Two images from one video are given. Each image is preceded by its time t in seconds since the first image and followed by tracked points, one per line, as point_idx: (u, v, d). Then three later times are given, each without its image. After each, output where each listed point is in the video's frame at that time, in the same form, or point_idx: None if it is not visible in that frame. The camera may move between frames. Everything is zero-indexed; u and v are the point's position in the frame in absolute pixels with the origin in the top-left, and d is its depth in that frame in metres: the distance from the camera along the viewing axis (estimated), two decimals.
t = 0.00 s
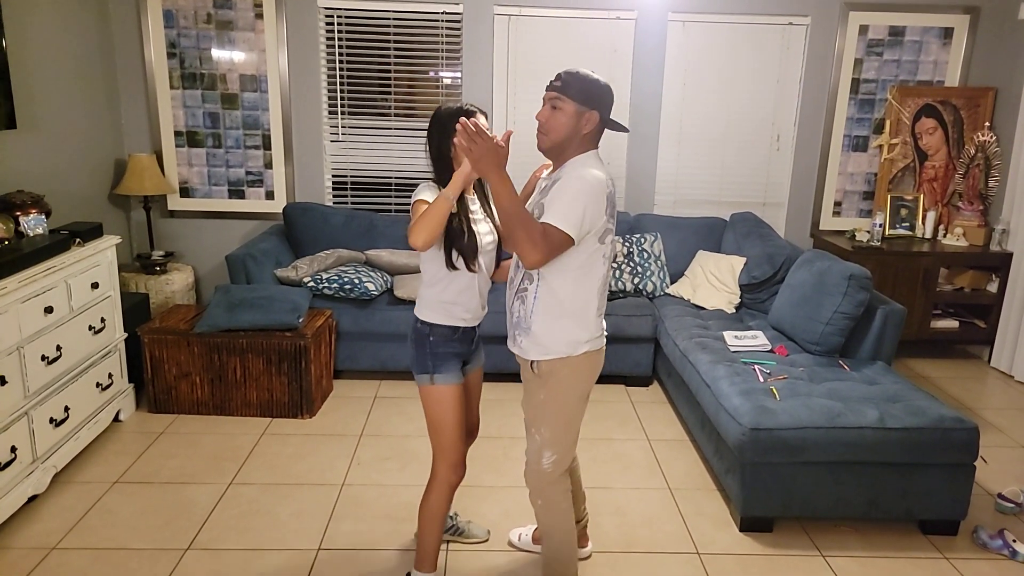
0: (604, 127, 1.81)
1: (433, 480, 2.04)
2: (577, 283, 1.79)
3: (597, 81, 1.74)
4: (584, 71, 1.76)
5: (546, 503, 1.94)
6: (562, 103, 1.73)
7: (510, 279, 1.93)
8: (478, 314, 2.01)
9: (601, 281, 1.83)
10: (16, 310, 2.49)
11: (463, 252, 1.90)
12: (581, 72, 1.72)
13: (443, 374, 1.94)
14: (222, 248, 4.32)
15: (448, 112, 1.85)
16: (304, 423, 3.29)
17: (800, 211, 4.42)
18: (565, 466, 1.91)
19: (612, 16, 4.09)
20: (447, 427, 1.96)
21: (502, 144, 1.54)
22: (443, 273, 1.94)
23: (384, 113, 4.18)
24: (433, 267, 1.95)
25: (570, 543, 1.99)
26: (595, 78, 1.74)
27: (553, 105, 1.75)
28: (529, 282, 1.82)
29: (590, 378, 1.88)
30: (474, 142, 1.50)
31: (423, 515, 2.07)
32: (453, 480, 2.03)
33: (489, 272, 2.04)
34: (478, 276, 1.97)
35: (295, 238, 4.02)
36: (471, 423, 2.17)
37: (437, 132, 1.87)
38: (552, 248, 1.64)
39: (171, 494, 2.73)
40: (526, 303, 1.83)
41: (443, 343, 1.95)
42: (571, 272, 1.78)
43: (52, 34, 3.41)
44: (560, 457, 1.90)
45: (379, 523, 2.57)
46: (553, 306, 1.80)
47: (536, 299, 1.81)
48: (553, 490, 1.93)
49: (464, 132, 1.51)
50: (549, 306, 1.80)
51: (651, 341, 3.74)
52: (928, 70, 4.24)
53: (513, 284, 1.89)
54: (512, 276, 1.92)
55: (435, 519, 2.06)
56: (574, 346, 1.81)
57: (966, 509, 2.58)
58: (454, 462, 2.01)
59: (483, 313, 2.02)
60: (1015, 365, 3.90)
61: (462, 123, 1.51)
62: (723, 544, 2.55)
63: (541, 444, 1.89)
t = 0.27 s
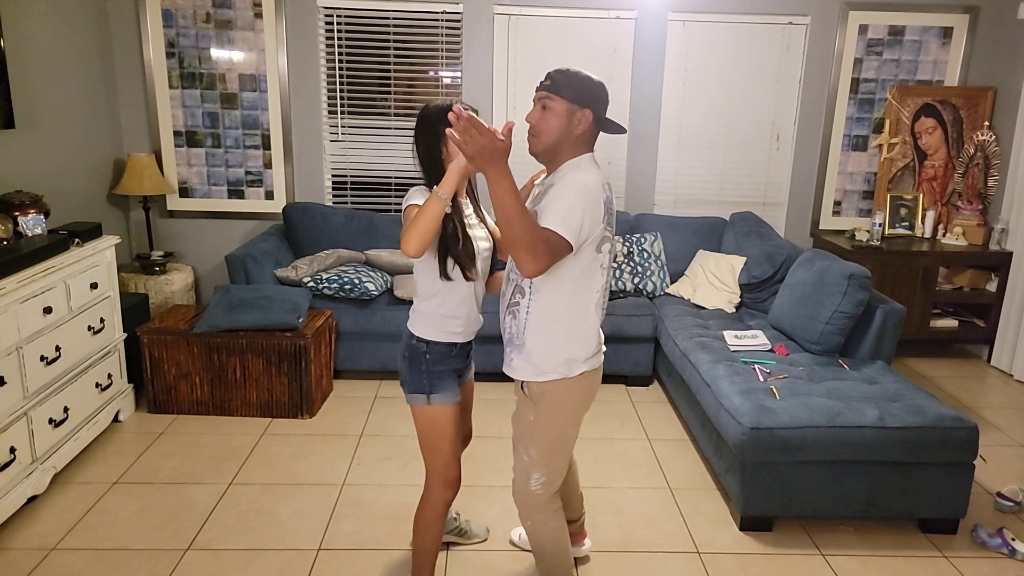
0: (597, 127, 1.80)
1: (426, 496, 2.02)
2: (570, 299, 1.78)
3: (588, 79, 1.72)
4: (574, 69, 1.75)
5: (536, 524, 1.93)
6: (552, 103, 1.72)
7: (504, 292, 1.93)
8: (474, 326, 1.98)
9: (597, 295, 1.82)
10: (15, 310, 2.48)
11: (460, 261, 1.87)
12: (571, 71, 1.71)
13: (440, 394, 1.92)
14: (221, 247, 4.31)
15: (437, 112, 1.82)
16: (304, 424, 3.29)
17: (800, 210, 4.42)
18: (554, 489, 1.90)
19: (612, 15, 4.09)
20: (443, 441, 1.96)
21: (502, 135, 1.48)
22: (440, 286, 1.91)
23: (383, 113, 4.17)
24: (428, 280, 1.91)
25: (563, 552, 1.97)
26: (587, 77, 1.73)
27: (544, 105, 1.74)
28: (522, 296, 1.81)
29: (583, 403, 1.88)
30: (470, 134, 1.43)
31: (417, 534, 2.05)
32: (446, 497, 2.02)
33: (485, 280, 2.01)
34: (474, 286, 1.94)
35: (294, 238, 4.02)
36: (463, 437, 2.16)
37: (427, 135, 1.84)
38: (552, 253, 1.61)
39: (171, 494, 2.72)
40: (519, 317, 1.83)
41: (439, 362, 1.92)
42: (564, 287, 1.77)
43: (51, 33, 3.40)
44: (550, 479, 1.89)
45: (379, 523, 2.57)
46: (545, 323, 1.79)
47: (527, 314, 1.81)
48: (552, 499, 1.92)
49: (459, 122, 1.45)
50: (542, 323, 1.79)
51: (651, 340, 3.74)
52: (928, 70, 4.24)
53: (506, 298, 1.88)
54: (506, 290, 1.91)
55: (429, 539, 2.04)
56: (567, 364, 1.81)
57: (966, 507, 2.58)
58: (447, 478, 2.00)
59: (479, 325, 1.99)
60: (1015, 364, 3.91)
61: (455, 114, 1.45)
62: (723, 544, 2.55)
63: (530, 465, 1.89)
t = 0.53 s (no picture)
0: (598, 120, 1.79)
1: (416, 501, 2.03)
2: (572, 299, 1.77)
3: (588, 71, 1.72)
4: (574, 61, 1.74)
5: (557, 524, 1.95)
6: (551, 95, 1.71)
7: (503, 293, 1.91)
8: (473, 326, 1.97)
9: (599, 294, 1.80)
10: (15, 309, 2.49)
11: (461, 261, 1.86)
12: (570, 63, 1.71)
13: (438, 399, 1.92)
14: (221, 247, 4.31)
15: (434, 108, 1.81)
16: (303, 423, 3.29)
17: (799, 209, 4.42)
18: (576, 488, 1.92)
19: (612, 15, 4.09)
20: (434, 444, 1.96)
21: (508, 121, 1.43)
22: (440, 288, 1.89)
23: (383, 112, 4.18)
24: (427, 283, 1.89)
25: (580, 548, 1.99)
26: (587, 68, 1.72)
27: (543, 96, 1.73)
28: (521, 296, 1.80)
29: (593, 405, 1.87)
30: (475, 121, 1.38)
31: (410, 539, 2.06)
32: (436, 499, 2.03)
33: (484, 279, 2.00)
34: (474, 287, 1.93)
35: (294, 238, 4.02)
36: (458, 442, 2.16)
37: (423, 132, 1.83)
38: (558, 245, 1.57)
39: (170, 493, 2.73)
40: (519, 319, 1.81)
41: (438, 366, 1.92)
42: (566, 286, 1.75)
43: (52, 33, 3.41)
44: (570, 480, 1.90)
45: (378, 523, 2.57)
46: (546, 323, 1.78)
47: (528, 315, 1.79)
48: (568, 498, 1.93)
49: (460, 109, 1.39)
50: (543, 324, 1.78)
51: (650, 340, 3.74)
52: (927, 70, 4.24)
53: (505, 298, 1.86)
54: (504, 290, 1.89)
55: (423, 543, 2.05)
56: (571, 364, 1.79)
57: (965, 508, 2.58)
58: (437, 481, 2.00)
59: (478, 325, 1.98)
60: (1014, 364, 3.91)
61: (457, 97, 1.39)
62: (722, 543, 2.55)
63: (549, 469, 1.89)
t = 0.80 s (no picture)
0: (598, 120, 1.78)
1: (428, 500, 2.02)
2: (578, 300, 1.77)
3: (588, 73, 1.71)
4: (573, 62, 1.72)
5: (555, 522, 1.96)
6: (551, 98, 1.70)
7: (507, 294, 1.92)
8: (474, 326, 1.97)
9: (604, 295, 1.81)
10: (14, 308, 2.48)
11: (461, 264, 1.86)
12: (570, 65, 1.69)
13: (444, 399, 1.93)
14: (221, 246, 4.31)
15: (433, 110, 1.82)
16: (303, 422, 3.29)
17: (799, 209, 4.42)
18: (575, 486, 1.92)
19: (612, 15, 4.09)
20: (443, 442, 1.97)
21: (504, 137, 1.48)
22: (442, 294, 1.88)
23: (383, 112, 4.17)
24: (429, 286, 1.88)
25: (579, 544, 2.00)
26: (587, 69, 1.71)
27: (543, 99, 1.72)
28: (527, 300, 1.80)
29: (598, 403, 1.87)
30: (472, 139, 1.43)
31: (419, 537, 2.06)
32: (451, 499, 2.03)
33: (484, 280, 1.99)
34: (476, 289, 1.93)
35: (294, 237, 4.02)
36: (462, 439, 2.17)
37: (421, 134, 1.83)
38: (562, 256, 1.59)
39: (170, 492, 2.72)
40: (525, 322, 1.81)
41: (443, 367, 1.92)
42: (572, 289, 1.76)
43: (51, 31, 3.40)
44: (570, 478, 1.91)
45: (378, 522, 2.57)
46: (553, 325, 1.78)
47: (534, 318, 1.79)
48: (571, 494, 1.94)
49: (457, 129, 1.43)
50: (550, 326, 1.78)
51: (650, 340, 3.75)
52: (927, 70, 4.24)
53: (511, 301, 1.86)
54: (509, 292, 1.90)
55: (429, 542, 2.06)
56: (579, 364, 1.80)
57: (964, 507, 2.59)
58: (450, 480, 2.00)
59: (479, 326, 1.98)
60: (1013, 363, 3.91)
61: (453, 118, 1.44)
62: (723, 543, 2.55)
63: (551, 466, 1.90)
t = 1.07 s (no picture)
0: (597, 128, 1.79)
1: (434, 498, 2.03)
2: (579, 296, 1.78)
3: (587, 82, 1.71)
4: (572, 72, 1.72)
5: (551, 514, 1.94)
6: (552, 109, 1.71)
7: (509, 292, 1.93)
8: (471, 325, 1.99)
9: (604, 290, 1.82)
10: (12, 311, 2.48)
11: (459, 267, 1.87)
12: (570, 76, 1.69)
13: (444, 394, 1.93)
14: (219, 248, 4.31)
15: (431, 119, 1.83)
16: (302, 425, 3.29)
17: (797, 210, 4.43)
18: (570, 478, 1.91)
19: (610, 16, 4.10)
20: (447, 440, 1.96)
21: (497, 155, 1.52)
22: (442, 293, 1.89)
23: (381, 114, 4.18)
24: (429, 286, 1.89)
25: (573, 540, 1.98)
26: (586, 80, 1.72)
27: (543, 110, 1.73)
28: (530, 296, 1.81)
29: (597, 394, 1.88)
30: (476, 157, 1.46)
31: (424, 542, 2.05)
32: (456, 497, 2.03)
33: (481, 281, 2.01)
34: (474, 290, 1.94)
35: (292, 239, 4.02)
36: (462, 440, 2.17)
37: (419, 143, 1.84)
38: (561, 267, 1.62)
39: (169, 495, 2.72)
40: (528, 318, 1.82)
41: (443, 362, 1.92)
42: (573, 285, 1.77)
43: (50, 34, 3.41)
44: (566, 469, 1.89)
45: (377, 523, 2.57)
46: (556, 321, 1.79)
47: (537, 314, 1.80)
48: (568, 484, 1.92)
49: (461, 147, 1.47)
50: (553, 320, 1.78)
51: (649, 340, 3.75)
52: (924, 70, 4.25)
53: (513, 300, 1.87)
54: (510, 289, 1.91)
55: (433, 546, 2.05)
56: (581, 358, 1.81)
57: (963, 507, 2.59)
58: (457, 479, 2.00)
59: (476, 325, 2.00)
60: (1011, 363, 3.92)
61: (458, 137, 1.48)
62: (722, 543, 2.55)
63: (548, 456, 1.89)
